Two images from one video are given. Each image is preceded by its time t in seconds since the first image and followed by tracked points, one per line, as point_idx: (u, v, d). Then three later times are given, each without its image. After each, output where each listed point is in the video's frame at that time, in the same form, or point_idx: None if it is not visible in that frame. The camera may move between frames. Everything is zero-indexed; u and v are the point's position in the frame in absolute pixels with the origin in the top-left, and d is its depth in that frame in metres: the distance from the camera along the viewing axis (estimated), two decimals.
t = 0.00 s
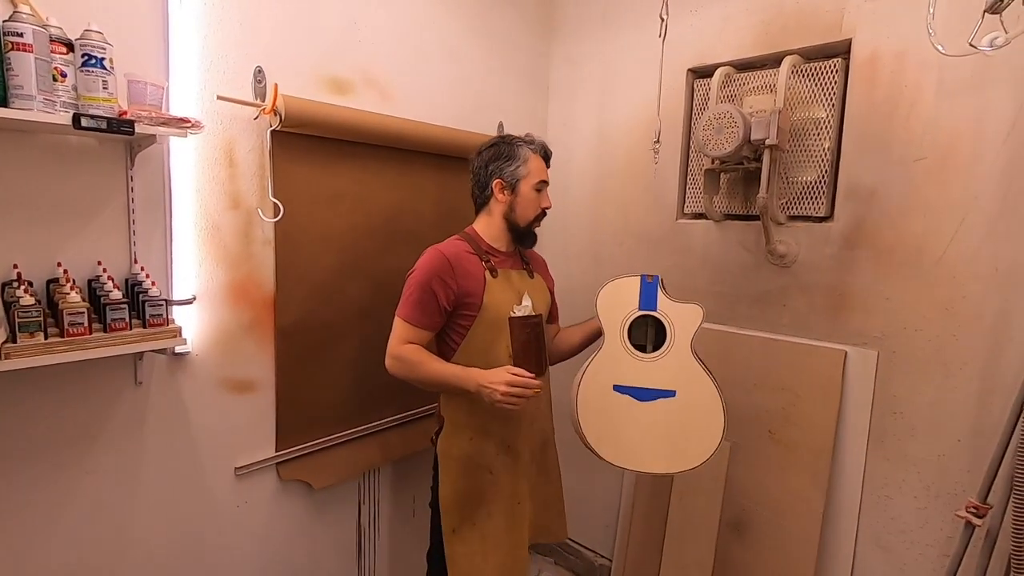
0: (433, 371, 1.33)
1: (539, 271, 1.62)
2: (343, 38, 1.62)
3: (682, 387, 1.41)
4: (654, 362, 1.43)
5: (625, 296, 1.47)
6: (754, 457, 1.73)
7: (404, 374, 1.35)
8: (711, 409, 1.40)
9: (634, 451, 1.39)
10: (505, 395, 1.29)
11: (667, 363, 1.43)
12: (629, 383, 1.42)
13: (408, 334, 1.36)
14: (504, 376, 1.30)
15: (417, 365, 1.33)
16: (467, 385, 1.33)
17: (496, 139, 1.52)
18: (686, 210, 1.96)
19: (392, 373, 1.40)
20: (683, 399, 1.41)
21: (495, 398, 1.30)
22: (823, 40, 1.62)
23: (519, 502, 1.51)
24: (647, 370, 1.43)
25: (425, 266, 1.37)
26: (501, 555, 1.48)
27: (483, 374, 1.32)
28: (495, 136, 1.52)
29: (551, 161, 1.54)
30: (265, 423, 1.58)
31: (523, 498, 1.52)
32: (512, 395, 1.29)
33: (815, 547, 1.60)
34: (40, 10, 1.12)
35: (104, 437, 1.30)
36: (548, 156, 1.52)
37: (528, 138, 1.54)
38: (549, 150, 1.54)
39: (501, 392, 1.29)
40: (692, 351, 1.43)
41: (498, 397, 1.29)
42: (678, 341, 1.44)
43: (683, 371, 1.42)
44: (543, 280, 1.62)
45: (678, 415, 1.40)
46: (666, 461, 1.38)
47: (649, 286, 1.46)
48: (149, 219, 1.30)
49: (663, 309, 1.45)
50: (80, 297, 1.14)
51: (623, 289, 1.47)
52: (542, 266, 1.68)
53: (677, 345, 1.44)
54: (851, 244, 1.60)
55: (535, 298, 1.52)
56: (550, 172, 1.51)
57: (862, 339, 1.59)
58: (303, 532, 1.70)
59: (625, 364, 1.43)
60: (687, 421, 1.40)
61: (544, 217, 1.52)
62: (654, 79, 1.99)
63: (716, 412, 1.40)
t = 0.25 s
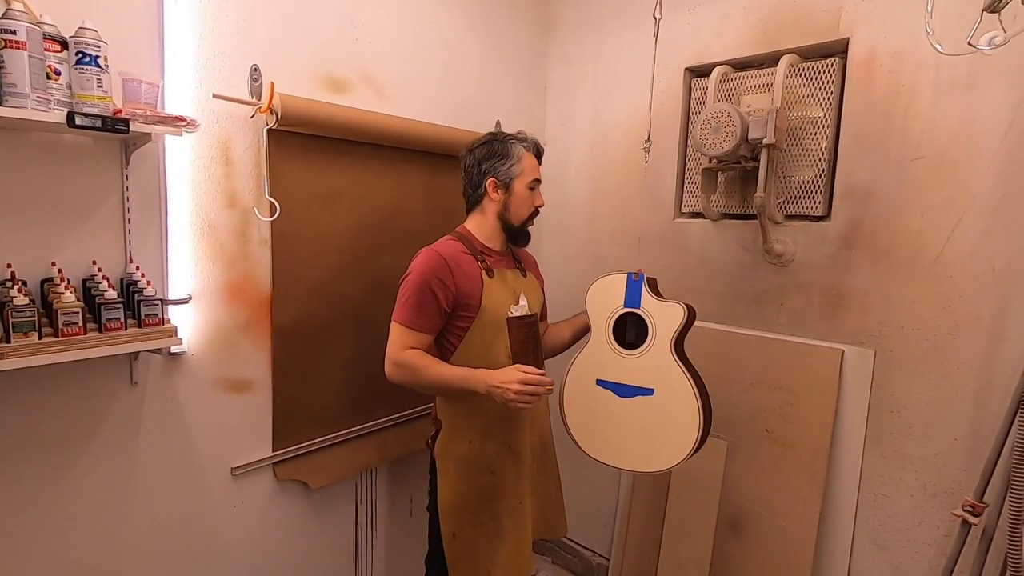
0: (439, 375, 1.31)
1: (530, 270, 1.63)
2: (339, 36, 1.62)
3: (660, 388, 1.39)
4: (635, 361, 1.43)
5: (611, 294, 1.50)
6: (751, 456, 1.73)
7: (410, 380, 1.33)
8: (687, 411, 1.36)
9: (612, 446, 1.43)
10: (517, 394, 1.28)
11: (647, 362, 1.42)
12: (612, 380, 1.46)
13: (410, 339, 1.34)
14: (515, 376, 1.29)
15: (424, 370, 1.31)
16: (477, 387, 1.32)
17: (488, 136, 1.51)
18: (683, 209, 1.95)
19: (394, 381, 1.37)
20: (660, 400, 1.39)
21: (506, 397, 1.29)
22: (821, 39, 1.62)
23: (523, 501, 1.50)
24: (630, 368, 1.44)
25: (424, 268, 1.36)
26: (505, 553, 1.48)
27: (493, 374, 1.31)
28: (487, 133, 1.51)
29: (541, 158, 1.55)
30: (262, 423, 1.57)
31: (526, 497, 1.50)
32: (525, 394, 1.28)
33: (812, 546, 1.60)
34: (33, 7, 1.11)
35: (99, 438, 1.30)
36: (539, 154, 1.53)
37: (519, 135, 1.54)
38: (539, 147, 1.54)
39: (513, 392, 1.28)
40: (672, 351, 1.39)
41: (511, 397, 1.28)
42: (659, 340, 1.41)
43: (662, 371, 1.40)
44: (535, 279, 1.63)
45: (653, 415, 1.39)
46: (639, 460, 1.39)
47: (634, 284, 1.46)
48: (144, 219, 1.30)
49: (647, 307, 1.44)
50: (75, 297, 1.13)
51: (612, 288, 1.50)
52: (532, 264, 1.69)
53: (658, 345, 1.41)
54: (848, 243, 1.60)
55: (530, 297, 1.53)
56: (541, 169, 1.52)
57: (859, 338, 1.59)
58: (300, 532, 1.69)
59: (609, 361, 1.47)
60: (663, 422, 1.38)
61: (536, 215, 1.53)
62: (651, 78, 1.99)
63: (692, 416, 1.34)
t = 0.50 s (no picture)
0: (440, 377, 1.30)
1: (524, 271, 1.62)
2: (336, 34, 1.61)
3: (643, 389, 1.39)
4: (622, 361, 1.44)
5: (606, 293, 1.51)
6: (748, 456, 1.73)
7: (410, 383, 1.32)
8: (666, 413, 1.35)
9: (597, 444, 1.45)
10: (519, 398, 1.28)
11: (633, 363, 1.42)
12: (601, 378, 1.47)
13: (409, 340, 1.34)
14: (517, 379, 1.29)
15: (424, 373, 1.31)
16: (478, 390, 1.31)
17: (482, 135, 1.51)
18: (681, 209, 1.95)
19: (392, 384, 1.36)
20: (642, 401, 1.39)
21: (507, 402, 1.29)
22: (819, 38, 1.62)
23: (523, 500, 1.50)
24: (618, 367, 1.44)
25: (422, 268, 1.35)
26: (506, 553, 1.48)
27: (494, 377, 1.31)
28: (481, 133, 1.51)
29: (537, 158, 1.51)
30: (259, 423, 1.57)
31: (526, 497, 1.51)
32: (527, 397, 1.28)
33: (810, 545, 1.60)
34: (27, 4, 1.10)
35: (95, 438, 1.29)
36: (532, 154, 1.49)
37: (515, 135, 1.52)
38: (534, 147, 1.50)
39: (515, 395, 1.28)
40: (656, 353, 1.38)
41: (512, 401, 1.28)
42: (644, 341, 1.41)
43: (645, 372, 1.39)
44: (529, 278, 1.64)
45: (635, 416, 1.39)
46: (619, 459, 1.40)
47: (626, 284, 1.47)
48: (140, 218, 1.29)
49: (636, 308, 1.44)
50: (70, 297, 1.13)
51: (607, 287, 1.51)
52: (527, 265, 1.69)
53: (643, 346, 1.41)
54: (846, 242, 1.60)
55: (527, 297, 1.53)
56: (533, 170, 1.48)
57: (857, 338, 1.59)
58: (297, 532, 1.69)
59: (600, 359, 1.48)
60: (643, 423, 1.38)
61: (528, 217, 1.49)
62: (649, 77, 1.99)
63: (670, 418, 1.34)
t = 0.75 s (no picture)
0: (436, 379, 1.30)
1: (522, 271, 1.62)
2: (334, 34, 1.61)
3: (630, 389, 1.37)
4: (614, 360, 1.43)
5: (605, 294, 1.52)
6: (746, 456, 1.73)
7: (406, 383, 1.32)
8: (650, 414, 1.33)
9: (590, 443, 1.45)
10: (514, 402, 1.29)
11: (623, 363, 1.41)
12: (597, 378, 1.47)
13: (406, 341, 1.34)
14: (512, 383, 1.30)
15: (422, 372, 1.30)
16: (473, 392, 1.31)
17: (479, 136, 1.51)
18: (680, 209, 1.95)
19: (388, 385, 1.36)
20: (630, 401, 1.37)
21: (503, 406, 1.29)
22: (817, 38, 1.62)
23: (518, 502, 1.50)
24: (611, 367, 1.44)
25: (419, 271, 1.35)
26: (502, 555, 1.47)
27: (490, 380, 1.31)
28: (478, 133, 1.51)
29: (534, 160, 1.49)
30: (257, 423, 1.56)
31: (522, 498, 1.50)
32: (522, 401, 1.29)
33: (808, 545, 1.60)
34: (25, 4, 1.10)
35: (92, 439, 1.29)
36: (528, 156, 1.47)
37: (512, 136, 1.50)
38: (531, 149, 1.49)
39: (511, 399, 1.29)
40: (644, 353, 1.37)
41: (508, 406, 1.29)
42: (634, 341, 1.39)
43: (634, 372, 1.38)
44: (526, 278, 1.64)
45: (623, 416, 1.38)
46: (608, 460, 1.39)
47: (623, 285, 1.47)
48: (138, 218, 1.29)
49: (629, 308, 1.43)
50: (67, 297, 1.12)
51: (606, 288, 1.52)
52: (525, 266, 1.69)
53: (633, 346, 1.40)
54: (845, 243, 1.60)
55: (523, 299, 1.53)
56: (529, 172, 1.46)
57: (855, 338, 1.60)
58: (295, 532, 1.69)
59: (596, 359, 1.49)
60: (630, 423, 1.36)
61: (523, 219, 1.49)
62: (647, 77, 1.99)
63: (653, 419, 1.31)
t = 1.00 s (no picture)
0: (431, 377, 1.30)
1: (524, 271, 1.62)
2: (333, 34, 1.60)
3: (627, 388, 1.36)
4: (617, 360, 1.43)
5: (614, 295, 1.54)
6: (744, 456, 1.73)
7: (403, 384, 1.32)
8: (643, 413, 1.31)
9: (593, 443, 1.45)
10: (510, 400, 1.29)
11: (624, 362, 1.41)
12: (603, 378, 1.47)
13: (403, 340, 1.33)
14: (507, 382, 1.29)
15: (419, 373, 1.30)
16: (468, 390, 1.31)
17: (480, 135, 1.51)
18: (678, 209, 1.95)
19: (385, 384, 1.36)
20: (626, 400, 1.36)
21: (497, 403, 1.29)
22: (816, 39, 1.62)
23: (511, 502, 1.49)
24: (614, 366, 1.44)
25: (416, 272, 1.35)
26: (493, 555, 1.47)
27: (484, 377, 1.30)
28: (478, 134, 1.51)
29: (534, 160, 1.49)
30: (255, 423, 1.56)
31: (515, 499, 1.49)
32: (517, 399, 1.29)
33: (806, 545, 1.60)
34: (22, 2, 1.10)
35: (90, 438, 1.28)
36: (529, 156, 1.47)
37: (513, 135, 1.50)
38: (532, 149, 1.48)
39: (505, 397, 1.28)
40: (640, 351, 1.36)
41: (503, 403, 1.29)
42: (633, 340, 1.39)
43: (630, 371, 1.37)
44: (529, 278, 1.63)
45: (620, 415, 1.37)
46: (605, 459, 1.38)
47: (628, 284, 1.48)
48: (136, 217, 1.29)
49: (631, 307, 1.43)
50: (65, 296, 1.12)
51: (614, 289, 1.55)
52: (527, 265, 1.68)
53: (632, 346, 1.39)
54: (843, 243, 1.60)
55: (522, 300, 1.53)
56: (530, 172, 1.46)
57: (853, 338, 1.60)
58: (293, 532, 1.68)
59: (603, 359, 1.50)
60: (624, 422, 1.35)
61: (523, 220, 1.49)
62: (646, 77, 1.99)
63: (643, 418, 1.29)
